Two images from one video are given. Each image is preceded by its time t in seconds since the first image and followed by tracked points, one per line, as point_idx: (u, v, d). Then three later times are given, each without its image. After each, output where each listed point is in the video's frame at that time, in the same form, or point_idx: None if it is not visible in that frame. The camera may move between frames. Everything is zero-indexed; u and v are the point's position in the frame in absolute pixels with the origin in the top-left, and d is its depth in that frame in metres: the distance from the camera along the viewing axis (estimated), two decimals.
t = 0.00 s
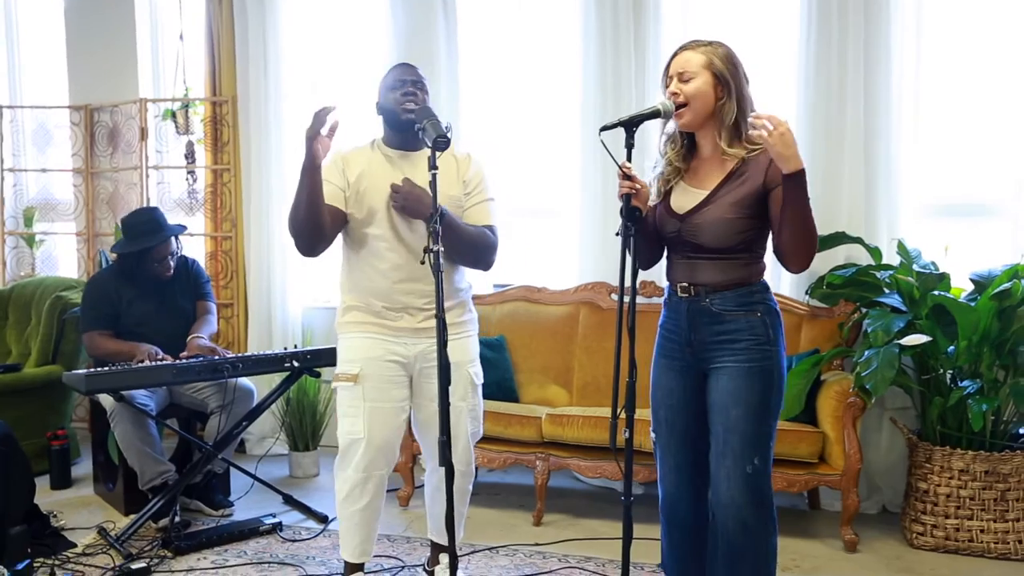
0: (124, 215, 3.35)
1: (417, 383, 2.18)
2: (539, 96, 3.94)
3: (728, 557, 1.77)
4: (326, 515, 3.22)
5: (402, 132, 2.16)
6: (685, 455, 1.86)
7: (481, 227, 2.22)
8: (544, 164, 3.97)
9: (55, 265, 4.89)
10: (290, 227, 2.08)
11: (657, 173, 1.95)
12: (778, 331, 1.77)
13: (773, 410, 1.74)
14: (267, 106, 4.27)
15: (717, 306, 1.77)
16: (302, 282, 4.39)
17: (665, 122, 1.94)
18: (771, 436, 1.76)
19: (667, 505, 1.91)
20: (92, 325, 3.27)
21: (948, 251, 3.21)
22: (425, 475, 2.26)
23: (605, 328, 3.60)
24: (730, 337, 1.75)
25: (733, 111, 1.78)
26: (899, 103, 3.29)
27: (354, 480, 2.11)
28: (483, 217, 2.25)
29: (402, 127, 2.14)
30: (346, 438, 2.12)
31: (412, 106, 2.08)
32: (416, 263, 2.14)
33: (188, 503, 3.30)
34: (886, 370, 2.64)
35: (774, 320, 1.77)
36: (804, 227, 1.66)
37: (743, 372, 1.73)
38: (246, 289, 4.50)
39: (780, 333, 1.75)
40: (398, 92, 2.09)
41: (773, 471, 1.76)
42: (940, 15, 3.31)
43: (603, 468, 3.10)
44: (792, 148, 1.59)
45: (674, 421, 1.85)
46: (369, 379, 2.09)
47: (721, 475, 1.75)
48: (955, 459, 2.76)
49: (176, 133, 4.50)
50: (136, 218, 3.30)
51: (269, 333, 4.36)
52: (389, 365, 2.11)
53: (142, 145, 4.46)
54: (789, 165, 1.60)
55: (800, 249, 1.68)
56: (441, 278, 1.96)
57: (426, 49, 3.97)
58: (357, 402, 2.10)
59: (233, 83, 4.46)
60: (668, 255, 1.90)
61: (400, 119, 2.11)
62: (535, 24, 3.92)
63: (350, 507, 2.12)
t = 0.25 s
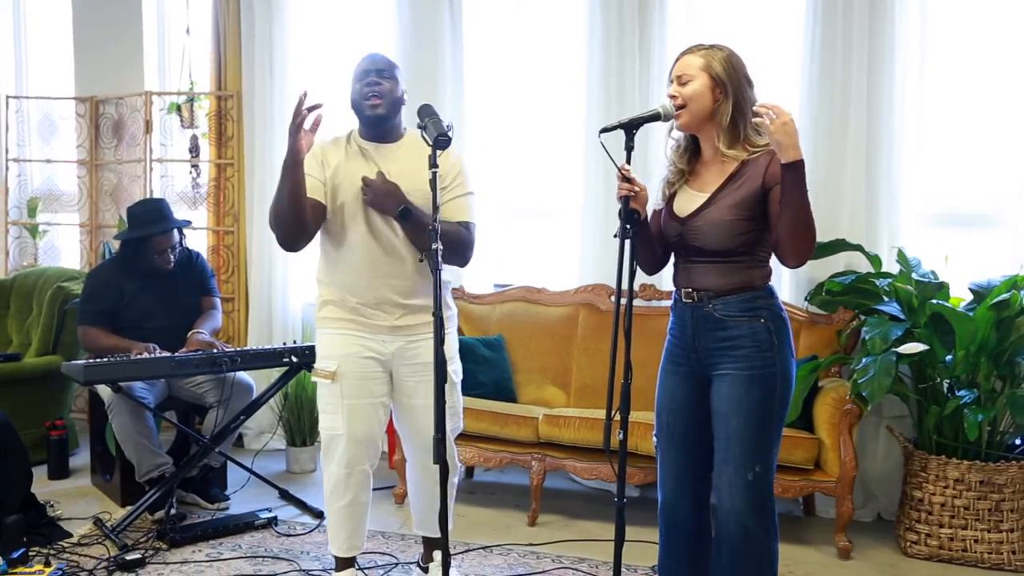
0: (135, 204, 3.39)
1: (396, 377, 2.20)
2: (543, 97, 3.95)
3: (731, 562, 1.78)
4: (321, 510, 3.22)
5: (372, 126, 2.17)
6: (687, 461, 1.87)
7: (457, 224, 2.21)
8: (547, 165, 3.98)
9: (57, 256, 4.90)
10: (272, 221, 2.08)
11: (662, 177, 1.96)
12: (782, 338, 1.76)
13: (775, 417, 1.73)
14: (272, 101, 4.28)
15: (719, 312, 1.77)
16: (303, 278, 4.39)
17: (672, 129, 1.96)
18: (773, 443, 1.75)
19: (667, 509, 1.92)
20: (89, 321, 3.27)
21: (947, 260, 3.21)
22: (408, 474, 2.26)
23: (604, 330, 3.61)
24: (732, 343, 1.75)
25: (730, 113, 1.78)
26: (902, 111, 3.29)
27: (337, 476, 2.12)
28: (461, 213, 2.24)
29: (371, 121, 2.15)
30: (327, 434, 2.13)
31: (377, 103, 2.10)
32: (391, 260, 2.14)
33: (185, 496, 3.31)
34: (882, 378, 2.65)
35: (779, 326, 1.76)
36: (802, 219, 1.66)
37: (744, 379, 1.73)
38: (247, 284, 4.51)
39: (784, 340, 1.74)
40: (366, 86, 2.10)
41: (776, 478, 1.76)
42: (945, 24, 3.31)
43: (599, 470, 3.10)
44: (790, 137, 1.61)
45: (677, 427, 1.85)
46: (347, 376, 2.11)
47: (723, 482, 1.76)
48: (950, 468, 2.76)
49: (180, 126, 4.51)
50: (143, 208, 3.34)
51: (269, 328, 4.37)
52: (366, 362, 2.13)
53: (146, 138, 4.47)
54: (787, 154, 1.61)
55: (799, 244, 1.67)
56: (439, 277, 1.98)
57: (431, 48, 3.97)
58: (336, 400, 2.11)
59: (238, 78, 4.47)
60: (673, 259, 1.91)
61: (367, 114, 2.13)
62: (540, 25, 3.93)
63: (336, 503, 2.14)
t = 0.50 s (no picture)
0: (148, 201, 3.40)
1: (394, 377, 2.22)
2: (556, 99, 3.95)
3: (738, 568, 1.78)
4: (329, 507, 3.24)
5: (366, 133, 2.18)
6: (694, 465, 1.87)
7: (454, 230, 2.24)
8: (559, 167, 3.98)
9: (73, 249, 4.95)
10: (268, 229, 2.09)
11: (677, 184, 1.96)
12: (794, 345, 1.75)
13: (784, 424, 1.72)
14: (287, 98, 4.30)
15: (731, 317, 1.77)
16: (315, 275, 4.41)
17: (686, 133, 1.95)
18: (782, 450, 1.75)
19: (672, 512, 1.92)
20: (100, 314, 3.31)
21: (959, 269, 3.19)
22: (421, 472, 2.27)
23: (613, 333, 3.61)
24: (742, 348, 1.75)
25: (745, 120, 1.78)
26: (917, 118, 3.28)
27: (336, 478, 2.13)
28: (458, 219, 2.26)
29: (366, 129, 2.16)
30: (324, 436, 2.14)
31: (376, 112, 2.11)
32: (384, 263, 2.16)
33: (193, 489, 3.33)
34: (892, 387, 2.64)
35: (791, 333, 1.75)
36: (788, 229, 1.66)
37: (753, 385, 1.73)
38: (259, 280, 4.54)
39: (795, 347, 1.73)
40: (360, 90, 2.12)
41: (784, 485, 1.76)
42: (961, 32, 3.30)
43: (605, 472, 3.11)
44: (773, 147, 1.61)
45: (686, 431, 1.85)
46: (343, 378, 2.12)
47: (731, 487, 1.76)
48: (958, 478, 2.75)
49: (196, 122, 4.54)
50: (158, 204, 3.36)
51: (281, 323, 4.39)
52: (362, 363, 2.14)
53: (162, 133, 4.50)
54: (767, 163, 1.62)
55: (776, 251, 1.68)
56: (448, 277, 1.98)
57: (446, 48, 3.99)
58: (333, 401, 2.12)
59: (254, 75, 4.50)
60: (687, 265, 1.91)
61: (363, 122, 2.14)
62: (555, 28, 3.94)
63: (337, 504, 2.15)
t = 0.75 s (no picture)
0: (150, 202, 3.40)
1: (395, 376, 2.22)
2: (563, 99, 3.95)
3: (731, 568, 1.78)
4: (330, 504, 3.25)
5: (364, 134, 2.19)
6: (690, 466, 1.87)
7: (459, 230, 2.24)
8: (564, 167, 3.98)
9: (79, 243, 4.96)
10: (274, 231, 2.10)
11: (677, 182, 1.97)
12: (790, 346, 1.75)
13: (779, 424, 1.73)
14: (295, 96, 4.31)
15: (728, 317, 1.77)
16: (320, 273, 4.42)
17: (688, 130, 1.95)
18: (776, 451, 1.75)
19: (667, 513, 1.92)
20: (106, 311, 3.32)
21: (963, 275, 3.18)
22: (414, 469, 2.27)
23: (616, 334, 3.61)
24: (738, 348, 1.75)
25: (752, 127, 1.79)
26: (924, 123, 3.27)
27: (337, 474, 2.13)
28: (464, 219, 2.26)
29: (363, 130, 2.17)
30: (325, 432, 2.14)
31: (370, 114, 2.12)
32: (388, 264, 2.16)
33: (194, 485, 3.34)
34: (893, 392, 2.63)
35: (786, 334, 1.75)
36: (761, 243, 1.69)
37: (750, 385, 1.73)
38: (264, 277, 4.55)
39: (791, 348, 1.74)
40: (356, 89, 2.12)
41: (778, 486, 1.76)
42: (970, 37, 3.29)
43: (606, 473, 3.11)
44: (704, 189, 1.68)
45: (682, 431, 1.85)
46: (344, 375, 2.12)
47: (725, 487, 1.76)
48: (958, 484, 2.74)
49: (203, 119, 4.55)
50: (160, 207, 3.35)
51: (285, 320, 4.40)
52: (364, 361, 2.15)
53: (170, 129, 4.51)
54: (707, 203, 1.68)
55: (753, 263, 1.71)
56: (450, 275, 1.99)
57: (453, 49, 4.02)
58: (334, 397, 2.12)
59: (262, 73, 4.51)
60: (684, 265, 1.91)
61: (360, 124, 2.15)
62: (562, 28, 3.94)
63: (337, 501, 2.15)
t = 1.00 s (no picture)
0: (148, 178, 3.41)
1: (401, 365, 2.22)
2: (564, 95, 3.95)
3: (707, 559, 1.79)
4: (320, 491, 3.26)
5: (394, 118, 2.17)
6: (671, 458, 1.87)
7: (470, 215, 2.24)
8: (563, 163, 3.98)
9: (77, 226, 4.95)
10: (289, 213, 2.09)
11: (669, 176, 1.97)
12: (769, 343, 1.77)
13: (760, 419, 1.75)
14: (296, 84, 4.30)
15: (710, 313, 1.77)
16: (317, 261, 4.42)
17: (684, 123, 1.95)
18: (755, 446, 1.77)
19: (650, 505, 1.92)
20: (103, 291, 3.31)
21: (957, 281, 3.19)
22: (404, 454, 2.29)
23: (610, 331, 3.61)
24: (721, 343, 1.76)
25: (751, 128, 1.79)
26: (923, 127, 3.27)
27: (337, 459, 2.14)
28: (473, 205, 2.26)
29: (394, 114, 2.15)
30: (328, 416, 2.15)
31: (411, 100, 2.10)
32: (405, 246, 2.15)
33: (185, 469, 3.35)
34: (884, 395, 2.64)
35: (768, 331, 1.77)
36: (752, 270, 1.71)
37: (732, 380, 1.75)
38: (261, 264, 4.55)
39: (773, 344, 1.76)
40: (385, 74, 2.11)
41: (756, 480, 1.78)
42: (971, 43, 3.29)
43: (596, 468, 3.12)
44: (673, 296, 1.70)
45: (663, 424, 1.86)
46: (353, 361, 2.13)
47: (704, 480, 1.77)
48: (947, 488, 2.75)
49: (204, 105, 4.55)
50: (158, 181, 3.37)
51: (281, 307, 4.40)
52: (373, 347, 2.14)
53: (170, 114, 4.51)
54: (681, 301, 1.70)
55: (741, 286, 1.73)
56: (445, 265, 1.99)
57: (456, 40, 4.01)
58: (341, 382, 2.13)
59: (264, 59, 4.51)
60: (670, 260, 1.91)
61: (396, 107, 2.13)
62: (566, 23, 3.94)
63: (333, 485, 2.16)
